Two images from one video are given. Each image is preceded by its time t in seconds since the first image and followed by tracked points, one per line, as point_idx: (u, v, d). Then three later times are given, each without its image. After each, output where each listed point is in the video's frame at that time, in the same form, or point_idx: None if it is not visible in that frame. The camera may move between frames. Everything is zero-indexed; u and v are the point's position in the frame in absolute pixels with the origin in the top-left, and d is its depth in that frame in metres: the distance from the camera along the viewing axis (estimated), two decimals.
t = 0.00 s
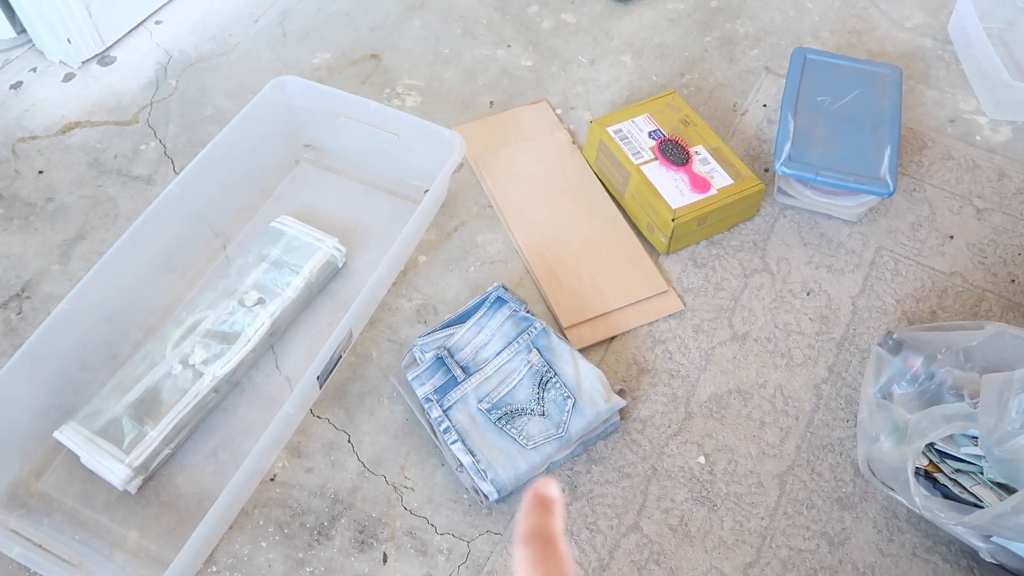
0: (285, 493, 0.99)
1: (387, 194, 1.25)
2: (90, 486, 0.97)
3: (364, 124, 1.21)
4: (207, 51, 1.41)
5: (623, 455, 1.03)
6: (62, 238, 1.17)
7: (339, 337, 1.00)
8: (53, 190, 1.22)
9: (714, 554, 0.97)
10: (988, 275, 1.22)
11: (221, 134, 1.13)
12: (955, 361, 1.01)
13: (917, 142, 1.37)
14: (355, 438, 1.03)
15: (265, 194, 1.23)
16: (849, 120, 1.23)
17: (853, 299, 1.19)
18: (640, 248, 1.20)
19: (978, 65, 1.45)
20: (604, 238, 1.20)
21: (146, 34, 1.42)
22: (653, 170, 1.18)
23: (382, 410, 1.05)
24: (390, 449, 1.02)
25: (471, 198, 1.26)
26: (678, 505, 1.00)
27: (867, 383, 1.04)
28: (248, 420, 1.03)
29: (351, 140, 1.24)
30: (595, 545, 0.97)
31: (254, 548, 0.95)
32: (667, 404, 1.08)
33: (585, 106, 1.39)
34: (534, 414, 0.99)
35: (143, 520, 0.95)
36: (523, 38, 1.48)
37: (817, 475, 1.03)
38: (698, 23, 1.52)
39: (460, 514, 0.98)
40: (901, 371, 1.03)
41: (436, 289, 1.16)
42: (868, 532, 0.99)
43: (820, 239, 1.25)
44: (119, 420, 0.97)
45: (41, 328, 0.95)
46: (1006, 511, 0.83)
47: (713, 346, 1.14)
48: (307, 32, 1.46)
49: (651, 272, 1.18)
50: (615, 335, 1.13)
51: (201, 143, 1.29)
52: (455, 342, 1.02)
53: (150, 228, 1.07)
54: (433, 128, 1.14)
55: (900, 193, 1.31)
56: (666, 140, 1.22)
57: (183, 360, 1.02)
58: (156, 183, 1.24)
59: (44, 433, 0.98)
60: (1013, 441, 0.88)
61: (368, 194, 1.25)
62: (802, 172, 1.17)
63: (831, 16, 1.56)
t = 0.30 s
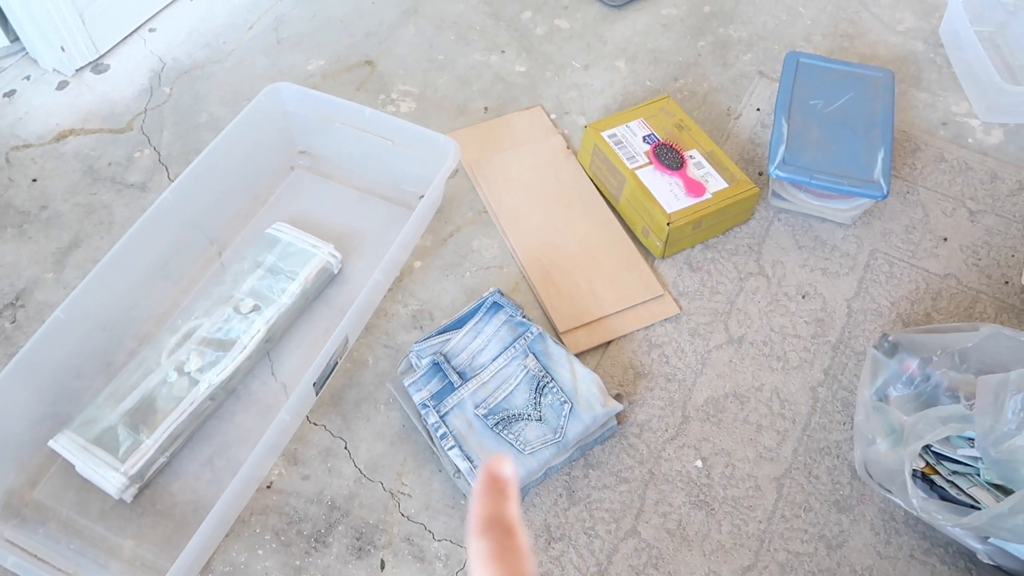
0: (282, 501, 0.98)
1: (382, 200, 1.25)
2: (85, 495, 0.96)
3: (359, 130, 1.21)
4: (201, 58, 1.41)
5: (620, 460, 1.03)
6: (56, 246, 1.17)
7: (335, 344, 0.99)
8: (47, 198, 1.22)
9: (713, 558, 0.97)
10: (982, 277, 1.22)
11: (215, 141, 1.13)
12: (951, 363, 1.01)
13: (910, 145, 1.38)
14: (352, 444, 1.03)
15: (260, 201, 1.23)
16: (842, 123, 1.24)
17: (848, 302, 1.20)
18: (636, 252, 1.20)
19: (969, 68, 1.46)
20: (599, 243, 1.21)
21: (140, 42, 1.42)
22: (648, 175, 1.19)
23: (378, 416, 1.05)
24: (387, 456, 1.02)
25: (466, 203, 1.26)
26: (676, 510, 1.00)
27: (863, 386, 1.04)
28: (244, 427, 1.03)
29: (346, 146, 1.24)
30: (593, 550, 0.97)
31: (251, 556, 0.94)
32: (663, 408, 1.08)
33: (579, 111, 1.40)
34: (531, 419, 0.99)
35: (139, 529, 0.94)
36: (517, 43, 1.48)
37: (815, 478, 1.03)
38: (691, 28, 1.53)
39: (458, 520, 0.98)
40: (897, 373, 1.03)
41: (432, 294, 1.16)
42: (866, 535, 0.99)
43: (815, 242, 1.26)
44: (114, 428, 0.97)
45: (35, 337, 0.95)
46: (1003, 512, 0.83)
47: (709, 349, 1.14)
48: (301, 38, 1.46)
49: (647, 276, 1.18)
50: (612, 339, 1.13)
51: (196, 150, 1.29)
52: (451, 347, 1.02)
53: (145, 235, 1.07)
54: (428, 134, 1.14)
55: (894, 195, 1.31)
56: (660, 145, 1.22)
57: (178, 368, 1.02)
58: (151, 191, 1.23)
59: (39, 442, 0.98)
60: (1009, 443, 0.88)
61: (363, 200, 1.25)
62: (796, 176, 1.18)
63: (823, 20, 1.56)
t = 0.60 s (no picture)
0: (279, 504, 0.98)
1: (377, 202, 1.25)
2: (82, 501, 0.96)
3: (352, 132, 1.21)
4: (194, 63, 1.41)
5: (617, 459, 1.03)
6: (51, 253, 1.17)
7: (330, 346, 0.99)
8: (42, 204, 1.22)
9: (711, 556, 0.97)
10: (977, 272, 1.23)
11: (209, 145, 1.13)
12: (946, 358, 1.02)
13: (903, 141, 1.38)
14: (349, 447, 1.03)
15: (255, 205, 1.23)
16: (835, 120, 1.24)
17: (843, 299, 1.20)
18: (631, 251, 1.20)
19: (962, 64, 1.46)
20: (594, 243, 1.21)
21: (133, 47, 1.42)
22: (642, 174, 1.19)
23: (375, 418, 1.05)
24: (384, 458, 1.02)
25: (461, 204, 1.26)
26: (673, 508, 1.00)
27: (859, 382, 1.04)
28: (241, 431, 1.03)
29: (340, 149, 1.24)
30: (591, 549, 0.97)
31: (249, 560, 0.94)
32: (660, 406, 1.08)
33: (573, 111, 1.40)
34: (528, 419, 0.99)
35: (136, 534, 0.94)
36: (510, 44, 1.49)
37: (812, 475, 1.03)
38: (684, 27, 1.53)
39: (456, 521, 0.98)
40: (892, 369, 1.03)
41: (428, 296, 1.16)
42: (864, 530, 0.99)
43: (809, 239, 1.26)
44: (111, 433, 0.97)
45: (31, 343, 0.95)
46: (999, 505, 0.83)
47: (705, 347, 1.14)
48: (294, 42, 1.46)
49: (642, 275, 1.18)
50: (608, 338, 1.13)
51: (190, 155, 1.29)
52: (447, 348, 1.02)
53: (140, 240, 1.07)
54: (421, 135, 1.14)
55: (889, 191, 1.32)
56: (654, 143, 1.23)
57: (174, 372, 1.02)
58: (146, 196, 1.23)
59: (35, 449, 0.98)
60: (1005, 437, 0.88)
61: (358, 202, 1.25)
62: (790, 173, 1.18)
63: (816, 17, 1.57)
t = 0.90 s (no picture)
0: (278, 506, 0.98)
1: (374, 204, 1.25)
2: (82, 506, 0.96)
3: (348, 134, 1.21)
4: (190, 67, 1.41)
5: (616, 457, 1.03)
6: (49, 258, 1.17)
7: (328, 348, 1.00)
8: (39, 210, 1.22)
9: (710, 553, 0.97)
10: (974, 267, 1.23)
11: (206, 149, 1.13)
12: (943, 353, 1.02)
13: (899, 136, 1.38)
14: (347, 448, 1.03)
15: (252, 208, 1.24)
16: (830, 116, 1.24)
17: (840, 295, 1.20)
18: (627, 250, 1.20)
19: (958, 59, 1.47)
20: (591, 242, 1.21)
21: (129, 52, 1.42)
22: (638, 173, 1.19)
23: (374, 420, 1.05)
24: (383, 459, 1.02)
25: (458, 205, 1.26)
26: (672, 506, 1.00)
27: (857, 378, 1.05)
28: (240, 434, 1.03)
29: (336, 152, 1.25)
30: (591, 548, 0.97)
31: (248, 563, 0.94)
32: (658, 404, 1.08)
33: (569, 111, 1.40)
34: (526, 419, 0.99)
35: (136, 538, 0.94)
36: (505, 45, 1.49)
37: (811, 471, 1.03)
38: (679, 26, 1.53)
39: (455, 521, 0.98)
40: (890, 364, 1.03)
41: (425, 297, 1.17)
42: (863, 527, 0.99)
43: (806, 236, 1.26)
44: (110, 437, 0.97)
45: (29, 348, 0.95)
46: (998, 499, 0.83)
47: (703, 345, 1.14)
48: (290, 46, 1.46)
49: (639, 273, 1.18)
50: (605, 337, 1.13)
51: (187, 159, 1.30)
52: (444, 349, 1.02)
53: (137, 244, 1.07)
54: (417, 137, 1.15)
55: (885, 187, 1.32)
56: (650, 142, 1.23)
57: (172, 376, 1.02)
58: (143, 201, 1.24)
59: (34, 454, 0.98)
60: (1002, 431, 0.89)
61: (355, 205, 1.25)
62: (785, 170, 1.18)
63: (811, 14, 1.57)
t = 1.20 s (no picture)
0: (279, 509, 0.98)
1: (372, 206, 1.25)
2: (82, 510, 0.96)
3: (345, 137, 1.21)
4: (187, 72, 1.41)
5: (615, 456, 1.04)
6: (47, 264, 1.17)
7: (327, 350, 1.00)
8: (38, 216, 1.22)
9: (711, 552, 0.97)
10: (972, 263, 1.23)
11: (203, 152, 1.13)
12: (941, 348, 1.02)
13: (896, 133, 1.38)
14: (347, 450, 1.03)
15: (250, 211, 1.24)
16: (827, 113, 1.24)
17: (839, 292, 1.20)
18: (625, 249, 1.21)
19: (954, 56, 1.47)
20: (589, 241, 1.21)
21: (126, 57, 1.43)
22: (635, 172, 1.19)
23: (373, 422, 1.05)
24: (383, 461, 1.02)
25: (456, 207, 1.26)
26: (672, 504, 1.00)
27: (855, 374, 1.05)
28: (239, 437, 1.03)
29: (333, 154, 1.25)
30: (591, 547, 0.97)
31: (249, 565, 0.94)
32: (658, 403, 1.08)
33: (565, 111, 1.40)
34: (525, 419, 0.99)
35: (137, 542, 0.95)
36: (501, 46, 1.49)
37: (810, 469, 1.03)
38: (675, 25, 1.53)
39: (455, 522, 0.98)
40: (888, 361, 1.03)
41: (423, 298, 1.17)
42: (863, 523, 0.99)
43: (804, 233, 1.26)
44: (109, 442, 0.97)
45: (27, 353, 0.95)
46: (997, 494, 0.84)
47: (701, 343, 1.14)
48: (286, 49, 1.46)
49: (637, 273, 1.18)
50: (603, 337, 1.13)
51: (184, 163, 1.30)
52: (443, 350, 1.03)
53: (135, 248, 1.07)
54: (413, 138, 1.15)
55: (882, 184, 1.32)
56: (646, 141, 1.23)
57: (171, 379, 1.02)
58: (141, 205, 1.24)
59: (34, 459, 0.98)
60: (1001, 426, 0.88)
61: (353, 207, 1.25)
62: (782, 167, 1.18)
63: (806, 12, 1.57)
